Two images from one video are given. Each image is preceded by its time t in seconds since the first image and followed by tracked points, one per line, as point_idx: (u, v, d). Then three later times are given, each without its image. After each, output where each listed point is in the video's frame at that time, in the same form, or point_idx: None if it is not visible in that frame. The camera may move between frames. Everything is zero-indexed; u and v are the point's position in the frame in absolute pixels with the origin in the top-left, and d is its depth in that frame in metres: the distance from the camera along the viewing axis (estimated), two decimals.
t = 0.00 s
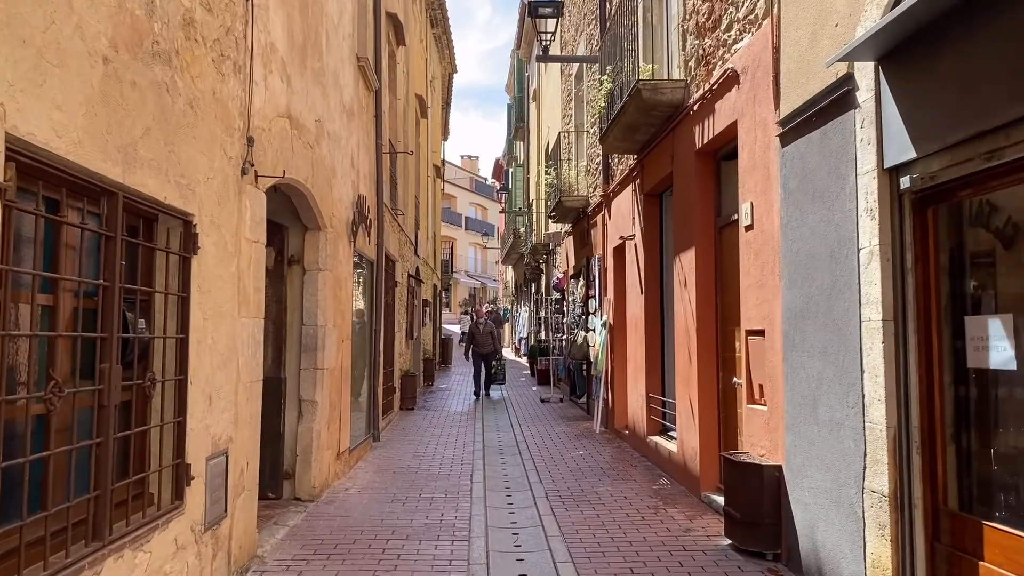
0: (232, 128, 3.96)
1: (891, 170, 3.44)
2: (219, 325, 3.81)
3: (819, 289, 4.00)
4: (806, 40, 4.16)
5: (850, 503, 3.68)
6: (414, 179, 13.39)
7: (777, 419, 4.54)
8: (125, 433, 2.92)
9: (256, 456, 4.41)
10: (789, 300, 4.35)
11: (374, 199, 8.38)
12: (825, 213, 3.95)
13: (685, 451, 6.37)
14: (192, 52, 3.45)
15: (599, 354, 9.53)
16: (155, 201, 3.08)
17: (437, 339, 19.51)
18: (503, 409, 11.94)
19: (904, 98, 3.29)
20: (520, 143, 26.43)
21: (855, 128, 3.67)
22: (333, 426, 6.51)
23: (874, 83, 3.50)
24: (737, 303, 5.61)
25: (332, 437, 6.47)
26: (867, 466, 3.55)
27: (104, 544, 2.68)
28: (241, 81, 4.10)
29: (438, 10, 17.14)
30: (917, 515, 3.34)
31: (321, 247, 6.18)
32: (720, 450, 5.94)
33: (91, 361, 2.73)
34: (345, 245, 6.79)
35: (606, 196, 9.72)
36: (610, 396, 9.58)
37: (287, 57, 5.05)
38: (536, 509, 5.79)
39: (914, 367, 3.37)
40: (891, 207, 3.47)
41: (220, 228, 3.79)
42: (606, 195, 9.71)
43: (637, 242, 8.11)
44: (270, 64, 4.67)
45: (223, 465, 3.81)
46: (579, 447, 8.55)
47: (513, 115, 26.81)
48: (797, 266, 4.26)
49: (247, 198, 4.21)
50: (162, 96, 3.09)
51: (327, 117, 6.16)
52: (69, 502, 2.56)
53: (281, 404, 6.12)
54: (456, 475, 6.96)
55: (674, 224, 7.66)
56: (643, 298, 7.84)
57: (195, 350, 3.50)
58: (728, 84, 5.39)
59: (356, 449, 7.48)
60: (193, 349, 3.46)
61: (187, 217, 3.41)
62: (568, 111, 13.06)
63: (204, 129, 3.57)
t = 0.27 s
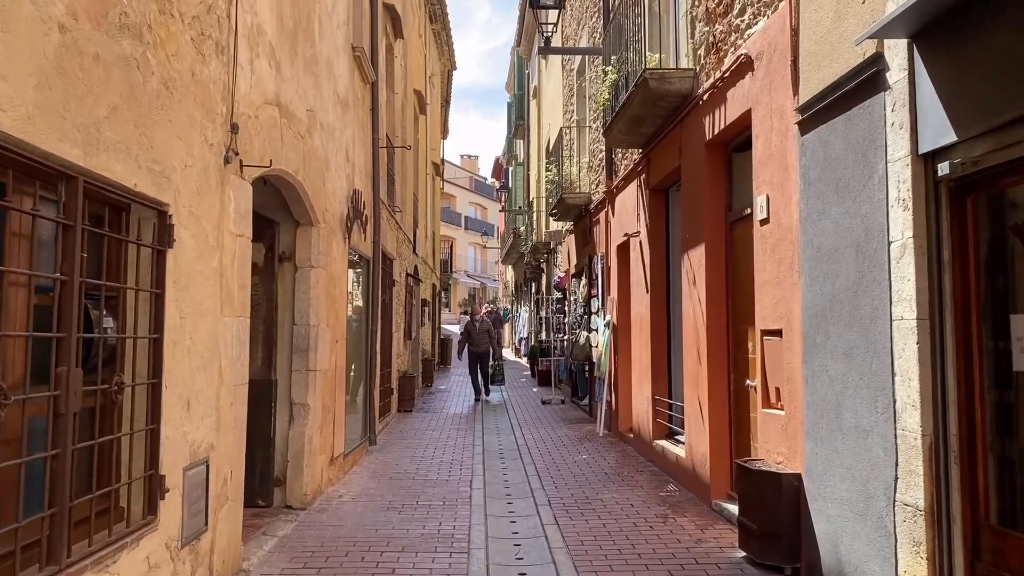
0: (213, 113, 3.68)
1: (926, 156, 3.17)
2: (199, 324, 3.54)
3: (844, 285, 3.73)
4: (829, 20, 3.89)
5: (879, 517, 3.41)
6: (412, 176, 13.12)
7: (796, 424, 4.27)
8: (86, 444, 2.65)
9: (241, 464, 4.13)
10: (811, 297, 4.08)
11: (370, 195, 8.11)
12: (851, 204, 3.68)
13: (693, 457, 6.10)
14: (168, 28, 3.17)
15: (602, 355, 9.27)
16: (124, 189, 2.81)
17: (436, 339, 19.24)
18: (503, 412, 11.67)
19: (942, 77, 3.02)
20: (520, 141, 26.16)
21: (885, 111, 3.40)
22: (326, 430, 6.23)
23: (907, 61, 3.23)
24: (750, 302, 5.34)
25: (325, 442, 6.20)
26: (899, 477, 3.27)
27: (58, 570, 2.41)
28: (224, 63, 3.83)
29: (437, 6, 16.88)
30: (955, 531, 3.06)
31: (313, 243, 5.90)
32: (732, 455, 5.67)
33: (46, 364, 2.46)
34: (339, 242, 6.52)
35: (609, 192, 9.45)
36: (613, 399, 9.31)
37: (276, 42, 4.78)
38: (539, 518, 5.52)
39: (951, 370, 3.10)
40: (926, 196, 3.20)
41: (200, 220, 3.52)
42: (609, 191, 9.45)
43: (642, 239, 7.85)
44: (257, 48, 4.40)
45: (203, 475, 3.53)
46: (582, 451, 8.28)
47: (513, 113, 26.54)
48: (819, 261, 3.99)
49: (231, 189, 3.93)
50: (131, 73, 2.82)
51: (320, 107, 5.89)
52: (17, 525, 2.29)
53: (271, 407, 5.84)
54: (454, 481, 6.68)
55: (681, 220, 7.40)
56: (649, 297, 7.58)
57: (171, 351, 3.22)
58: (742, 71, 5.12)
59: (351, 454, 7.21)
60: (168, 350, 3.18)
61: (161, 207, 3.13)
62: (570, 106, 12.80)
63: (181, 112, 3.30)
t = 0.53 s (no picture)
0: (188, 95, 3.38)
1: (971, 140, 2.88)
2: (171, 326, 3.24)
3: (875, 284, 3.43)
4: None
5: (915, 537, 3.11)
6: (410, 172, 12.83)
7: (818, 434, 3.97)
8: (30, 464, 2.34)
9: (221, 477, 3.83)
10: (836, 297, 3.78)
11: (364, 191, 7.81)
12: (883, 194, 3.38)
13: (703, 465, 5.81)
14: None
15: (605, 357, 8.97)
16: (77, 174, 2.50)
17: (434, 340, 18.94)
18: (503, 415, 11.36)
19: (991, 52, 2.72)
20: (520, 139, 25.84)
21: (923, 92, 3.10)
22: (317, 436, 5.93)
23: (949, 36, 2.94)
24: (765, 302, 5.04)
25: (316, 449, 5.89)
26: (939, 495, 2.97)
27: None
28: (200, 42, 3.52)
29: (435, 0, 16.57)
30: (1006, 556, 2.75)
31: (303, 240, 5.60)
32: (745, 464, 5.39)
33: None
34: (330, 239, 6.21)
35: (613, 188, 9.15)
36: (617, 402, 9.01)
37: (261, 24, 4.47)
38: (541, 532, 5.21)
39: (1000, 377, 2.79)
40: (972, 185, 2.90)
41: (171, 212, 3.22)
42: (613, 187, 9.14)
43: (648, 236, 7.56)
44: (239, 29, 4.10)
45: (176, 491, 3.23)
46: (585, 457, 7.97)
47: (513, 111, 26.24)
48: (846, 258, 3.69)
49: (208, 180, 3.63)
50: (88, 45, 2.51)
51: (310, 97, 5.59)
52: None
53: (259, 413, 5.54)
54: (452, 490, 6.38)
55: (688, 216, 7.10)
56: (655, 297, 7.28)
57: (137, 356, 2.91)
58: (756, 56, 4.82)
59: (344, 460, 6.91)
60: (134, 355, 2.88)
61: (125, 196, 2.82)
62: (571, 101, 12.50)
63: (149, 93, 3.00)
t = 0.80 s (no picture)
0: (164, 73, 3.10)
1: None
2: (145, 324, 2.96)
3: (913, 279, 3.15)
4: None
5: (960, 556, 2.83)
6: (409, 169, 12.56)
7: (846, 440, 3.69)
8: None
9: (203, 486, 3.56)
10: (867, 293, 3.50)
11: (361, 185, 7.53)
12: (922, 181, 3.10)
13: (716, 471, 5.53)
14: None
15: (610, 357, 8.69)
16: (27, 153, 2.22)
17: (435, 340, 18.65)
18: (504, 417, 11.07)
19: None
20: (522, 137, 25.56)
21: (968, 67, 2.82)
22: (310, 440, 5.66)
23: (1000, 4, 2.66)
24: (784, 299, 4.76)
25: (309, 454, 5.61)
26: (989, 510, 2.69)
27: None
28: (178, 17, 3.24)
29: None
30: None
31: (295, 234, 5.32)
32: (762, 470, 5.11)
33: None
34: (325, 234, 5.93)
35: (618, 183, 8.87)
36: (622, 403, 8.74)
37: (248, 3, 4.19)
38: (545, 543, 4.93)
39: None
40: None
41: (144, 199, 2.94)
42: (618, 182, 8.86)
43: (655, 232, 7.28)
44: (223, 6, 3.82)
45: (151, 504, 2.96)
46: (590, 462, 7.69)
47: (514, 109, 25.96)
48: (879, 251, 3.41)
49: (187, 166, 3.35)
50: (41, 8, 2.24)
51: (302, 84, 5.31)
52: None
53: (249, 416, 5.27)
54: (452, 497, 6.10)
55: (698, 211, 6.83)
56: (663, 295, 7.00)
57: (105, 357, 2.63)
58: (774, 38, 4.53)
59: (339, 466, 6.63)
60: (100, 356, 2.61)
61: (89, 179, 2.54)
62: (574, 96, 12.22)
63: (118, 68, 2.72)
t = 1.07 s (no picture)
0: (145, 46, 2.82)
1: None
2: (124, 322, 2.68)
3: (970, 273, 2.86)
4: None
5: None
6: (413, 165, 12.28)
7: (888, 449, 3.39)
8: None
9: (190, 498, 3.28)
10: (914, 289, 3.20)
11: (364, 180, 7.25)
12: (981, 163, 2.80)
13: (738, 479, 5.24)
14: None
15: (622, 358, 8.38)
16: None
17: (439, 341, 18.37)
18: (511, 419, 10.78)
19: None
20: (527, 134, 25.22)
21: None
22: (309, 446, 5.38)
23: None
24: (814, 297, 4.46)
25: (309, 460, 5.34)
26: None
27: None
28: None
29: None
30: None
31: (293, 228, 5.04)
32: (788, 478, 4.82)
33: None
34: (325, 229, 5.65)
35: (630, 178, 8.57)
36: (634, 405, 8.45)
37: None
38: (557, 556, 4.64)
39: None
40: None
41: (122, 184, 2.66)
42: (630, 176, 8.57)
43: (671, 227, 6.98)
44: None
45: (129, 521, 2.68)
46: (601, 467, 7.39)
47: (520, 107, 25.67)
48: (928, 243, 3.12)
49: (172, 150, 3.07)
50: None
51: (301, 69, 5.03)
52: None
53: (244, 419, 5.00)
54: (458, 505, 5.81)
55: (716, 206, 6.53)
56: (679, 293, 6.71)
57: (75, 359, 2.36)
58: (805, 17, 4.24)
59: (341, 471, 6.35)
60: (69, 357, 2.33)
61: (54, 159, 2.26)
62: (582, 90, 11.92)
63: (90, 36, 2.44)
